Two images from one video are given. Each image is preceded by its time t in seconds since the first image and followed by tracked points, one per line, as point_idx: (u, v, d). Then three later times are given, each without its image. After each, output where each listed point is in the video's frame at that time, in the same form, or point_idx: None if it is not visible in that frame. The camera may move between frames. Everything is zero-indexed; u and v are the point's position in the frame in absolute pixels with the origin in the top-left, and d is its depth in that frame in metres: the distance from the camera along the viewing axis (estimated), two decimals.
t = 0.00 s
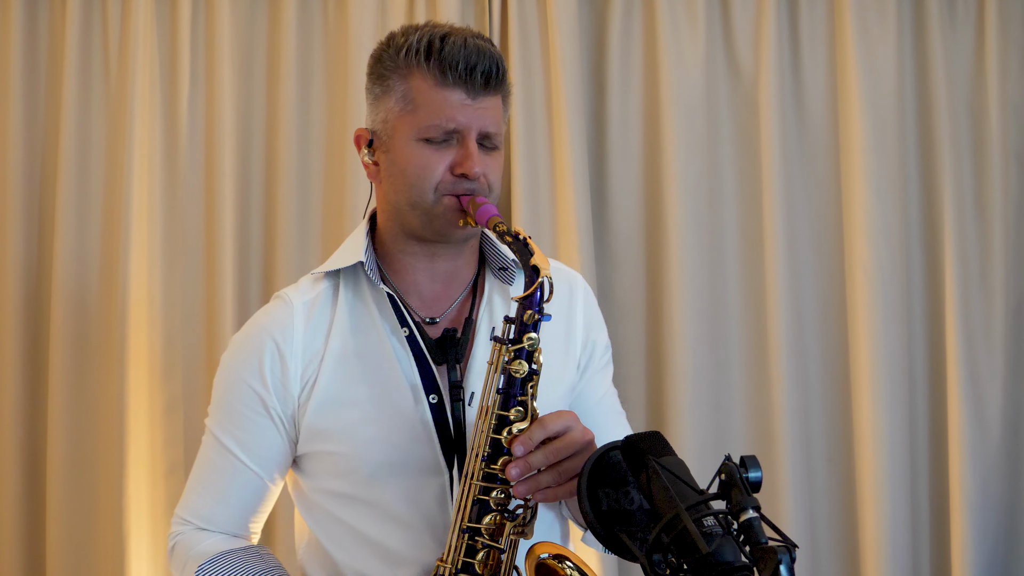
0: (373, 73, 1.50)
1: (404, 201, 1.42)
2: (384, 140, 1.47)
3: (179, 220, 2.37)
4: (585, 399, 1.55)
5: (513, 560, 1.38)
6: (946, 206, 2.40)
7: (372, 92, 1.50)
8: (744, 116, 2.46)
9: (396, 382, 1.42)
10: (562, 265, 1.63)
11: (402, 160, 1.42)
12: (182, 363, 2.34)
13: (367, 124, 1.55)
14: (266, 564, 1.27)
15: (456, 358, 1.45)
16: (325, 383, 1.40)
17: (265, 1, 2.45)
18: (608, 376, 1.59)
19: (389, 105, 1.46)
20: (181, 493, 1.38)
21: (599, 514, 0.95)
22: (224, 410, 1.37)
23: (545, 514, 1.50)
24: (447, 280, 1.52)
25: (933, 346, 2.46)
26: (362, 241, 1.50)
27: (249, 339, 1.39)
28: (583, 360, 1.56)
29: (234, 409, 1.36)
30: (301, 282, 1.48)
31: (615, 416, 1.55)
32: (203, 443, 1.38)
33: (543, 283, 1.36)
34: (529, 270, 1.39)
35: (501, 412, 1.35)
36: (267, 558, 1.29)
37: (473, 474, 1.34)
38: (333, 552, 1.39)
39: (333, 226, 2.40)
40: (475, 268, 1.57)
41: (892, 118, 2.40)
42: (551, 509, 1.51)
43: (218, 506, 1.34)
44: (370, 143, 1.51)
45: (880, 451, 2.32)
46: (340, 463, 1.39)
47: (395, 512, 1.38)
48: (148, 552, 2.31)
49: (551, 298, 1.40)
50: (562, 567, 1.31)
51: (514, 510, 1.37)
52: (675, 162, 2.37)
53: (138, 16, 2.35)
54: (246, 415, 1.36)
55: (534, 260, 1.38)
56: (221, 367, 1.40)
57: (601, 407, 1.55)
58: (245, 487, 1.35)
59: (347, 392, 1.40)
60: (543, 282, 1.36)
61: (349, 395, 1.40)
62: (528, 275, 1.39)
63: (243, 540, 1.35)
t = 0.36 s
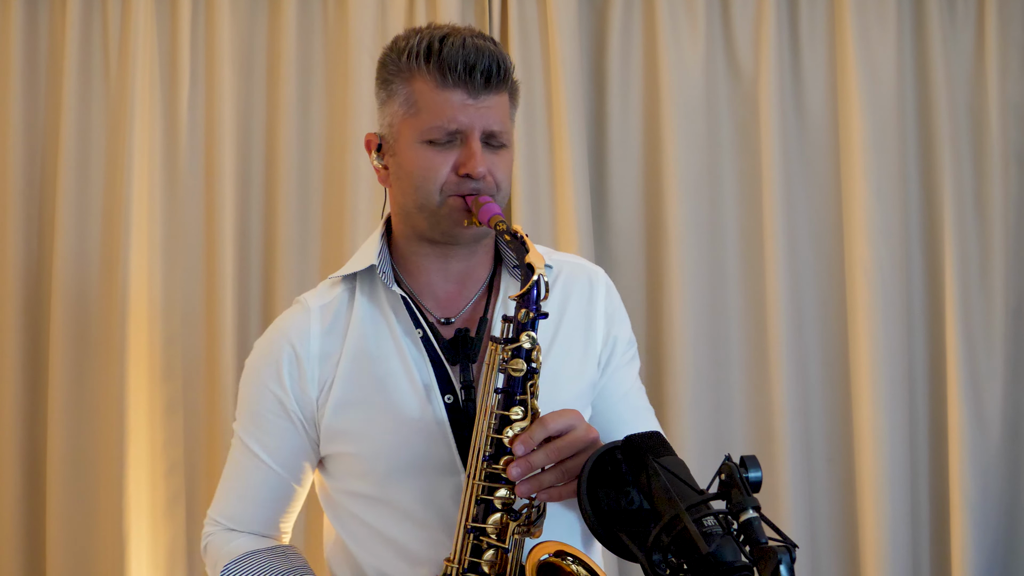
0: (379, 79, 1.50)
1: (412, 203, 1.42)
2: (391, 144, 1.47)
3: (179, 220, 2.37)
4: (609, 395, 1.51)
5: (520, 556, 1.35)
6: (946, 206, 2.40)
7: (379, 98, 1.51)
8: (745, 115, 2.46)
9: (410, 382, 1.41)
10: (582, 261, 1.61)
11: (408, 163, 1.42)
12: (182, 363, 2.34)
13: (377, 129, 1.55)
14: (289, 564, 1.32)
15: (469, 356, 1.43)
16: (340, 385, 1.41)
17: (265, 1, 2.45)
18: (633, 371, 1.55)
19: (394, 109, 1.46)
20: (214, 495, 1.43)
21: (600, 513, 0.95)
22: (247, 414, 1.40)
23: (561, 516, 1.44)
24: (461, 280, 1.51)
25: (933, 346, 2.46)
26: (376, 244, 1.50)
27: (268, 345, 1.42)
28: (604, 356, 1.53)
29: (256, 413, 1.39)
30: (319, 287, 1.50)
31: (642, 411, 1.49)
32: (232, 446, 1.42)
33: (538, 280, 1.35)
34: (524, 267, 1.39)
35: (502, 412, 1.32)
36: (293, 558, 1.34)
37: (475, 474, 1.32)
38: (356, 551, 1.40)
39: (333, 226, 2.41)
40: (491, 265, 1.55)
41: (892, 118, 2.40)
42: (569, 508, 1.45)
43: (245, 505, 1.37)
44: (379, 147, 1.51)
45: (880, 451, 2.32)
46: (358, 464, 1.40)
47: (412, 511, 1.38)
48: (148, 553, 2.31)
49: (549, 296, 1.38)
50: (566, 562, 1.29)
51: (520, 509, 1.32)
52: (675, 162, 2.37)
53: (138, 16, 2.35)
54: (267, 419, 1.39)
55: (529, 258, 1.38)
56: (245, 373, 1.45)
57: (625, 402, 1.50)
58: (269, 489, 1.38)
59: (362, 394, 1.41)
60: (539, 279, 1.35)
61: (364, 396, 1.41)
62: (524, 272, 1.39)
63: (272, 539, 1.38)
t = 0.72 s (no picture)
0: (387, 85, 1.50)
1: (422, 207, 1.42)
2: (400, 149, 1.47)
3: (179, 220, 2.37)
4: (628, 392, 1.51)
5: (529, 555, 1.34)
6: (946, 206, 2.40)
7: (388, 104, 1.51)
8: (745, 115, 2.46)
9: (425, 385, 1.41)
10: (601, 257, 1.61)
11: (416, 167, 1.41)
12: (182, 363, 2.34)
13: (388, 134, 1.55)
14: (313, 564, 1.35)
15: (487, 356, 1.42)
16: (356, 388, 1.41)
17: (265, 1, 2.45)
18: (654, 366, 1.54)
19: (401, 115, 1.46)
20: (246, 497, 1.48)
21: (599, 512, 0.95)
22: (271, 418, 1.44)
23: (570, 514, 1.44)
24: (476, 281, 1.51)
25: (933, 345, 2.46)
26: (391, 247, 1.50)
27: (289, 350, 1.45)
28: (623, 353, 1.52)
29: (279, 417, 1.43)
30: (338, 292, 1.51)
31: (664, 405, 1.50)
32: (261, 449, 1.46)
33: (537, 280, 1.35)
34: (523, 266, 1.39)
35: (506, 411, 1.32)
36: (317, 558, 1.36)
37: (481, 474, 1.32)
38: (379, 552, 1.41)
39: (333, 226, 2.41)
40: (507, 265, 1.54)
41: (892, 118, 2.40)
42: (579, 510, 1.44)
43: (271, 509, 1.41)
44: (390, 153, 1.51)
45: (880, 451, 2.32)
46: (375, 466, 1.40)
47: (431, 512, 1.38)
48: (148, 553, 2.31)
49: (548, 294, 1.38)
50: (571, 560, 1.27)
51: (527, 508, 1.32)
52: (675, 162, 2.37)
53: (137, 16, 2.35)
54: (290, 423, 1.42)
55: (529, 256, 1.37)
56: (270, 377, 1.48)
57: (647, 399, 1.50)
58: (295, 491, 1.42)
59: (378, 396, 1.41)
60: (539, 279, 1.35)
61: (380, 399, 1.40)
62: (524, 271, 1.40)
63: (300, 540, 1.43)
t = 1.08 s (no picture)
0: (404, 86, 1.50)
1: (434, 209, 1.42)
2: (414, 150, 1.47)
3: (178, 219, 2.37)
4: (639, 395, 1.50)
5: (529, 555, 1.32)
6: (946, 206, 2.40)
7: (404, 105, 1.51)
8: (745, 115, 2.46)
9: (435, 383, 1.41)
10: (617, 260, 1.62)
11: (428, 168, 1.42)
12: (182, 363, 2.34)
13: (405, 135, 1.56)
14: (325, 557, 1.36)
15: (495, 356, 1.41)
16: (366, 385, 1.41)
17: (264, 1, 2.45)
18: (668, 370, 1.53)
19: (415, 116, 1.46)
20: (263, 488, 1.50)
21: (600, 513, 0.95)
22: (288, 412, 1.45)
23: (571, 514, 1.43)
24: (488, 282, 1.51)
25: (933, 345, 2.46)
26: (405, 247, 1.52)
27: (305, 345, 1.46)
28: (635, 355, 1.51)
29: (295, 410, 1.44)
30: (354, 289, 1.52)
31: (676, 409, 1.49)
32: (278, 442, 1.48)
33: (538, 280, 1.35)
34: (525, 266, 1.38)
35: (507, 411, 1.32)
36: (329, 551, 1.38)
37: (481, 472, 1.32)
38: (386, 547, 1.41)
39: (333, 226, 2.41)
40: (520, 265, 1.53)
41: (892, 118, 2.40)
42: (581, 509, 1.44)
43: (285, 501, 1.44)
44: (406, 153, 1.52)
45: (880, 451, 2.32)
46: (385, 462, 1.41)
47: (437, 509, 1.38)
48: (148, 552, 2.31)
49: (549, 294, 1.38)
50: (567, 559, 1.27)
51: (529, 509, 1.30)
52: (675, 162, 2.37)
53: (137, 15, 2.35)
54: (304, 417, 1.44)
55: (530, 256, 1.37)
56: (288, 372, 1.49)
57: (659, 401, 1.49)
58: (308, 484, 1.44)
59: (387, 394, 1.40)
60: (539, 279, 1.35)
61: (389, 397, 1.40)
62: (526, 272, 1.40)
63: (314, 532, 1.45)
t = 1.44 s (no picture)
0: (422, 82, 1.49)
1: (447, 206, 1.41)
2: (430, 147, 1.46)
3: (178, 219, 2.37)
4: (633, 405, 1.52)
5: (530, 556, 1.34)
6: (946, 206, 2.40)
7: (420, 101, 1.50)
8: (745, 115, 2.46)
9: (435, 380, 1.41)
10: (615, 271, 1.62)
11: (445, 165, 1.41)
12: (182, 363, 2.34)
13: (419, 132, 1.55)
14: (310, 549, 1.34)
15: (494, 357, 1.43)
16: (365, 376, 1.40)
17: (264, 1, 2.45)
18: (660, 384, 1.56)
19: (434, 113, 1.45)
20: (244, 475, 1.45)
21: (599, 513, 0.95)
22: (277, 397, 1.41)
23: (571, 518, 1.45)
24: (491, 284, 1.52)
25: (933, 344, 2.46)
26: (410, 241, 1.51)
27: (301, 331, 1.42)
28: (631, 366, 1.53)
29: (286, 397, 1.40)
30: (354, 279, 1.50)
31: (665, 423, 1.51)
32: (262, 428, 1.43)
33: (564, 284, 1.34)
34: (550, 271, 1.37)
35: (520, 411, 1.32)
36: (314, 543, 1.36)
37: (490, 470, 1.32)
38: (371, 541, 1.40)
39: (333, 225, 2.41)
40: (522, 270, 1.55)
41: (892, 117, 2.40)
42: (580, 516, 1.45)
43: (269, 488, 1.39)
44: (421, 150, 1.51)
45: (880, 451, 2.32)
46: (379, 455, 1.39)
47: (429, 506, 1.37)
48: (148, 552, 2.31)
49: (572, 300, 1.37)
50: (572, 564, 1.27)
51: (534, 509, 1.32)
52: (676, 161, 2.37)
53: (137, 15, 2.35)
54: (296, 403, 1.40)
55: (557, 262, 1.36)
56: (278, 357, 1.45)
57: (649, 413, 1.52)
58: (295, 473, 1.39)
59: (387, 388, 1.40)
60: (564, 284, 1.34)
61: (389, 391, 1.40)
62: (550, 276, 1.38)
63: (296, 523, 1.40)
